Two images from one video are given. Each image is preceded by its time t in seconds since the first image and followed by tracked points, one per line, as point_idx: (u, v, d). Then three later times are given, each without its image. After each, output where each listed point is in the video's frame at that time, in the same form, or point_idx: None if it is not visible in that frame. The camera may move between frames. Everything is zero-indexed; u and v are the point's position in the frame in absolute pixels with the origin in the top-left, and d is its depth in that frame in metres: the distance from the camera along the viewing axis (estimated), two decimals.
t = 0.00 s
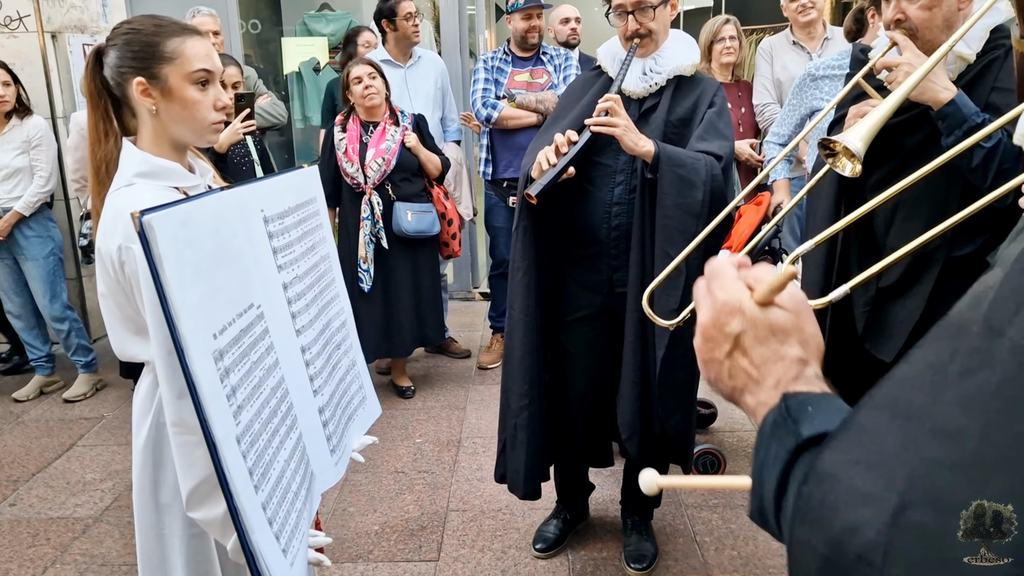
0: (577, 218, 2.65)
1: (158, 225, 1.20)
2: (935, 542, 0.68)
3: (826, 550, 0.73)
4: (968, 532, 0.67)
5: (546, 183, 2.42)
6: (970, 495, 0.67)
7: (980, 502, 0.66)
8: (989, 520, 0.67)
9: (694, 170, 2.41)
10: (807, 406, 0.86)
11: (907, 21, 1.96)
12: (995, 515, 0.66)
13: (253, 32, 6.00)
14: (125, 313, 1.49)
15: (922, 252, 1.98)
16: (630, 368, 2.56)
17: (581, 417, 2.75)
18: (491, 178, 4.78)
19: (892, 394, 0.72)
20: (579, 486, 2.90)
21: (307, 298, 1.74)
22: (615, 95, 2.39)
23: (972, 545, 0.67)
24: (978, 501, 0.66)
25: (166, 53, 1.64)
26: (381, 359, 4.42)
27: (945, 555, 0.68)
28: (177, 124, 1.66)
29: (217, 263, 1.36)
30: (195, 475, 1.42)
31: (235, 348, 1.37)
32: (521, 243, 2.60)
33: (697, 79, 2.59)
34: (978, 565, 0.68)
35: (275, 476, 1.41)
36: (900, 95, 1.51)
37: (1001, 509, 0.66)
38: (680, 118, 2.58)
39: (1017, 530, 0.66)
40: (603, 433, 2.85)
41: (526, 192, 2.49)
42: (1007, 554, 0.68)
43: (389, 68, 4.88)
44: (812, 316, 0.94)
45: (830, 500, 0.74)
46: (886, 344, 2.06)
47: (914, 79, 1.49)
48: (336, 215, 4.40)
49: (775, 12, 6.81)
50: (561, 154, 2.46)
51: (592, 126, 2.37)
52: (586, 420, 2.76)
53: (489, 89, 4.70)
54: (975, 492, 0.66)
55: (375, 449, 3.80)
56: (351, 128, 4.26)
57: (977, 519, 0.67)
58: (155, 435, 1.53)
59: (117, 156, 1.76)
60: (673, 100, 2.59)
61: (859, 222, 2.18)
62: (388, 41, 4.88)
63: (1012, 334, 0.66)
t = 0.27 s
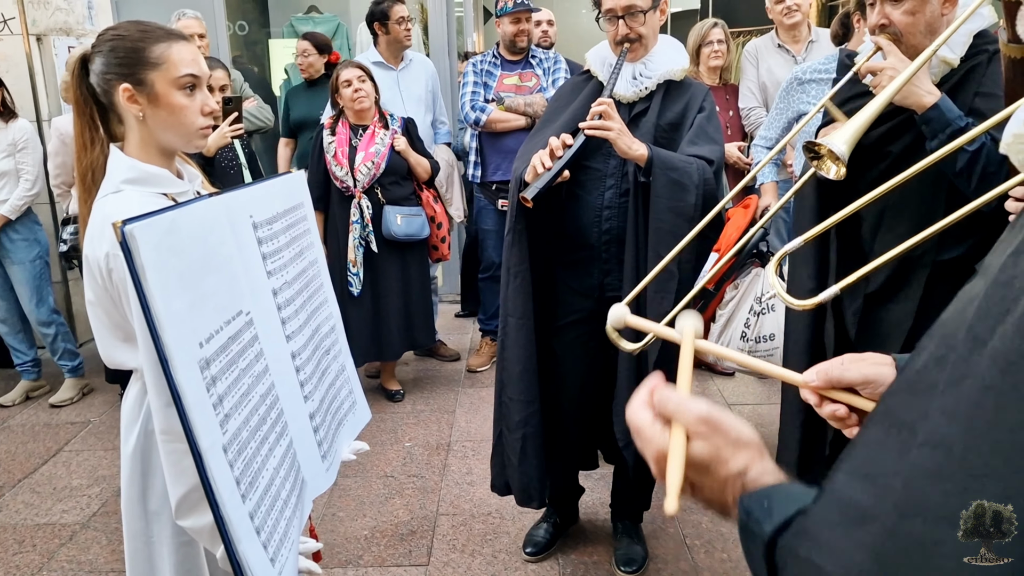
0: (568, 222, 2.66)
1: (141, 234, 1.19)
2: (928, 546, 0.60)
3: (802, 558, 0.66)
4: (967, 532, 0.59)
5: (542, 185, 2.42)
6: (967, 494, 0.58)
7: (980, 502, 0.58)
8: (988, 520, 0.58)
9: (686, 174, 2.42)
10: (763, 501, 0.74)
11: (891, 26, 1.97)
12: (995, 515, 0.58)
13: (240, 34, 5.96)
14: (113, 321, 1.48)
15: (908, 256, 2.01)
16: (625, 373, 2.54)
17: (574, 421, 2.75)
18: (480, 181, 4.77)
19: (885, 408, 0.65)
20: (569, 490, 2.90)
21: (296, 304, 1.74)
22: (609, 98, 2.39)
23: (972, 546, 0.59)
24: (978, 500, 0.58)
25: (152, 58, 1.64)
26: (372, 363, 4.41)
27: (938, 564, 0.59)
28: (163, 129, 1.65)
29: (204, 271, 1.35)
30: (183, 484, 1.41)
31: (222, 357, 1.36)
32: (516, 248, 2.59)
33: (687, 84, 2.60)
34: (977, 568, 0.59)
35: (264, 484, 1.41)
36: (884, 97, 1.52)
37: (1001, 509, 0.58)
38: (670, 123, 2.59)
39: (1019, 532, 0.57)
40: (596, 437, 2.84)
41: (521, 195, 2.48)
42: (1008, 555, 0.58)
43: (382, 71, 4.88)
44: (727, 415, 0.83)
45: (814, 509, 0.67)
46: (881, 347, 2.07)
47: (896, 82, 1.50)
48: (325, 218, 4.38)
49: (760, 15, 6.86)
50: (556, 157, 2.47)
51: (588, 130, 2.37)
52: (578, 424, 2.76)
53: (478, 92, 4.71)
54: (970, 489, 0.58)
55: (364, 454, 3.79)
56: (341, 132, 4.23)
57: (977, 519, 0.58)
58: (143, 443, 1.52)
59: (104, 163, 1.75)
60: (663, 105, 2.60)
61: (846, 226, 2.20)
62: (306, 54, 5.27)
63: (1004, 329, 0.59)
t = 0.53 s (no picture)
0: (561, 226, 2.66)
1: (134, 242, 1.19)
2: (942, 545, 0.71)
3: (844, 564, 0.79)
4: (969, 532, 0.69)
5: (535, 192, 2.43)
6: (970, 496, 0.69)
7: (980, 503, 0.69)
8: (988, 520, 0.69)
9: (679, 177, 2.44)
10: (788, 547, 0.91)
11: (878, 31, 1.99)
12: (995, 515, 0.68)
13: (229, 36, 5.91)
14: (105, 328, 1.48)
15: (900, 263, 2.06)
16: (619, 378, 2.55)
17: (569, 425, 2.76)
18: (471, 184, 4.78)
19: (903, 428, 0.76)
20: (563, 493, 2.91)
21: (289, 310, 1.74)
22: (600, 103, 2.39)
23: (973, 545, 0.69)
24: (978, 501, 0.69)
25: (144, 64, 1.63)
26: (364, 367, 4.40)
27: (948, 557, 0.71)
28: (156, 136, 1.64)
29: (198, 278, 1.35)
30: (177, 492, 1.41)
31: (216, 364, 1.36)
32: (512, 253, 2.60)
33: (677, 88, 2.61)
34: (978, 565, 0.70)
35: (258, 492, 1.40)
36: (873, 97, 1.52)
37: (1001, 509, 0.68)
38: (662, 127, 2.60)
39: (1018, 530, 0.68)
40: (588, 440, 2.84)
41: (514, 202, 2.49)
42: (1007, 555, 0.69)
43: (381, 74, 4.89)
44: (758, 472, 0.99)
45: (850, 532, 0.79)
46: (875, 354, 2.12)
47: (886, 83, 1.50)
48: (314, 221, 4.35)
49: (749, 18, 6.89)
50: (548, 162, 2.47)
51: (580, 136, 2.37)
52: (573, 427, 2.77)
53: (469, 96, 4.72)
54: (977, 492, 0.69)
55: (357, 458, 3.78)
56: (331, 136, 4.23)
57: (978, 520, 0.69)
58: (135, 451, 1.52)
59: (95, 169, 1.75)
60: (654, 109, 2.61)
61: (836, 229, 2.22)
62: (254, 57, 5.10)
63: (1003, 348, 0.68)
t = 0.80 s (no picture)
0: (553, 231, 2.67)
1: (126, 250, 1.19)
2: (934, 543, 0.71)
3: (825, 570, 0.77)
4: (968, 532, 0.69)
5: (524, 200, 2.43)
6: (969, 495, 0.69)
7: (980, 502, 0.69)
8: (988, 519, 0.68)
9: (669, 182, 2.45)
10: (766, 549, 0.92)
11: (869, 35, 2.00)
12: (995, 515, 0.68)
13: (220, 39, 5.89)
14: (98, 336, 1.47)
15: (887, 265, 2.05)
16: (608, 379, 2.58)
17: (562, 429, 2.76)
18: (463, 188, 4.77)
19: (890, 429, 0.76)
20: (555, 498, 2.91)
21: (282, 317, 1.74)
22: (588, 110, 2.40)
23: (972, 545, 0.69)
24: (978, 501, 0.69)
25: (138, 71, 1.63)
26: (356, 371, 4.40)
27: (943, 557, 0.70)
28: (150, 142, 1.64)
29: (191, 286, 1.35)
30: (171, 499, 1.41)
31: (209, 371, 1.36)
32: (505, 259, 2.61)
33: (667, 93, 2.63)
34: (977, 566, 0.69)
35: (252, 500, 1.41)
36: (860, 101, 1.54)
37: (1001, 509, 0.68)
38: (652, 132, 2.62)
39: (1017, 531, 0.67)
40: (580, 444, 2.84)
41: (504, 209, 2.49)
42: (1007, 555, 0.68)
43: (386, 79, 4.92)
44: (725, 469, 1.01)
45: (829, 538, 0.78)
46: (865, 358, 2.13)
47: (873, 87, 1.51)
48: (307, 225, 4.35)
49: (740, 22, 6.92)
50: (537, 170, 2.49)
51: (568, 143, 2.38)
52: (565, 431, 2.77)
53: (461, 100, 4.74)
54: (974, 491, 0.69)
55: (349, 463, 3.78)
56: (323, 140, 4.23)
57: (977, 520, 0.69)
58: (128, 459, 1.52)
59: (88, 176, 1.75)
60: (644, 114, 2.62)
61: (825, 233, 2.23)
62: (199, 59, 5.06)
63: (995, 353, 0.69)
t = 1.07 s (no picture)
0: (546, 235, 2.68)
1: (121, 259, 1.18)
2: (934, 547, 0.75)
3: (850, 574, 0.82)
4: (968, 532, 0.73)
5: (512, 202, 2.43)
6: (970, 496, 0.72)
7: (980, 504, 0.72)
8: (989, 520, 0.72)
9: (661, 185, 2.46)
10: None
11: (864, 36, 2.01)
12: (995, 515, 0.72)
13: (213, 41, 5.87)
14: (92, 343, 1.47)
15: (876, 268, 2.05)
16: (598, 383, 2.61)
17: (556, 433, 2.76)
18: (457, 192, 4.79)
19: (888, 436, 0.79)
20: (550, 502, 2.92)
21: (278, 323, 1.74)
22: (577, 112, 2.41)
23: (973, 544, 0.73)
24: (979, 502, 0.72)
25: (134, 77, 1.63)
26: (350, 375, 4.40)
27: (946, 558, 0.74)
28: (146, 148, 1.64)
29: (186, 294, 1.35)
30: (165, 508, 1.40)
31: (204, 380, 1.36)
32: (496, 261, 2.60)
33: (659, 96, 2.64)
34: (978, 565, 0.73)
35: (247, 509, 1.40)
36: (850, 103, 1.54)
37: (1001, 509, 0.71)
38: (644, 135, 2.62)
39: (1017, 530, 0.71)
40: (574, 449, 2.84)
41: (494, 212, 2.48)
42: (1007, 554, 0.72)
43: (393, 84, 4.91)
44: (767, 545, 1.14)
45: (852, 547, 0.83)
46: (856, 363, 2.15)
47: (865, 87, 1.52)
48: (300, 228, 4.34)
49: (733, 26, 6.93)
50: (526, 173, 2.48)
51: (557, 146, 2.39)
52: (558, 436, 2.77)
53: (455, 103, 4.76)
54: (971, 495, 0.72)
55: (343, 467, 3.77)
56: (316, 143, 4.24)
57: (978, 520, 0.72)
58: (122, 467, 1.51)
59: (83, 182, 1.74)
60: (636, 118, 2.63)
61: (817, 235, 2.25)
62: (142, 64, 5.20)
63: (985, 362, 0.71)
